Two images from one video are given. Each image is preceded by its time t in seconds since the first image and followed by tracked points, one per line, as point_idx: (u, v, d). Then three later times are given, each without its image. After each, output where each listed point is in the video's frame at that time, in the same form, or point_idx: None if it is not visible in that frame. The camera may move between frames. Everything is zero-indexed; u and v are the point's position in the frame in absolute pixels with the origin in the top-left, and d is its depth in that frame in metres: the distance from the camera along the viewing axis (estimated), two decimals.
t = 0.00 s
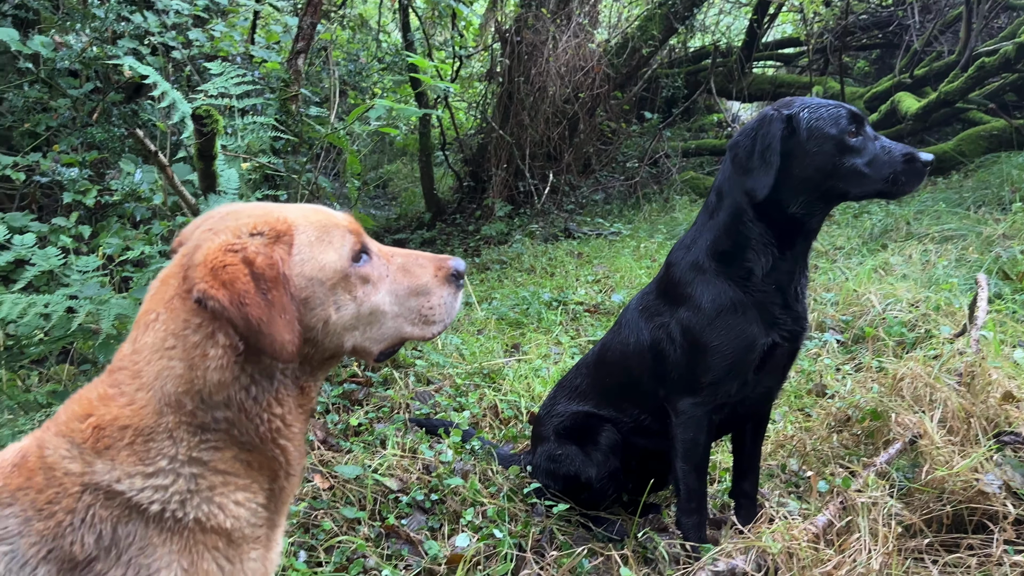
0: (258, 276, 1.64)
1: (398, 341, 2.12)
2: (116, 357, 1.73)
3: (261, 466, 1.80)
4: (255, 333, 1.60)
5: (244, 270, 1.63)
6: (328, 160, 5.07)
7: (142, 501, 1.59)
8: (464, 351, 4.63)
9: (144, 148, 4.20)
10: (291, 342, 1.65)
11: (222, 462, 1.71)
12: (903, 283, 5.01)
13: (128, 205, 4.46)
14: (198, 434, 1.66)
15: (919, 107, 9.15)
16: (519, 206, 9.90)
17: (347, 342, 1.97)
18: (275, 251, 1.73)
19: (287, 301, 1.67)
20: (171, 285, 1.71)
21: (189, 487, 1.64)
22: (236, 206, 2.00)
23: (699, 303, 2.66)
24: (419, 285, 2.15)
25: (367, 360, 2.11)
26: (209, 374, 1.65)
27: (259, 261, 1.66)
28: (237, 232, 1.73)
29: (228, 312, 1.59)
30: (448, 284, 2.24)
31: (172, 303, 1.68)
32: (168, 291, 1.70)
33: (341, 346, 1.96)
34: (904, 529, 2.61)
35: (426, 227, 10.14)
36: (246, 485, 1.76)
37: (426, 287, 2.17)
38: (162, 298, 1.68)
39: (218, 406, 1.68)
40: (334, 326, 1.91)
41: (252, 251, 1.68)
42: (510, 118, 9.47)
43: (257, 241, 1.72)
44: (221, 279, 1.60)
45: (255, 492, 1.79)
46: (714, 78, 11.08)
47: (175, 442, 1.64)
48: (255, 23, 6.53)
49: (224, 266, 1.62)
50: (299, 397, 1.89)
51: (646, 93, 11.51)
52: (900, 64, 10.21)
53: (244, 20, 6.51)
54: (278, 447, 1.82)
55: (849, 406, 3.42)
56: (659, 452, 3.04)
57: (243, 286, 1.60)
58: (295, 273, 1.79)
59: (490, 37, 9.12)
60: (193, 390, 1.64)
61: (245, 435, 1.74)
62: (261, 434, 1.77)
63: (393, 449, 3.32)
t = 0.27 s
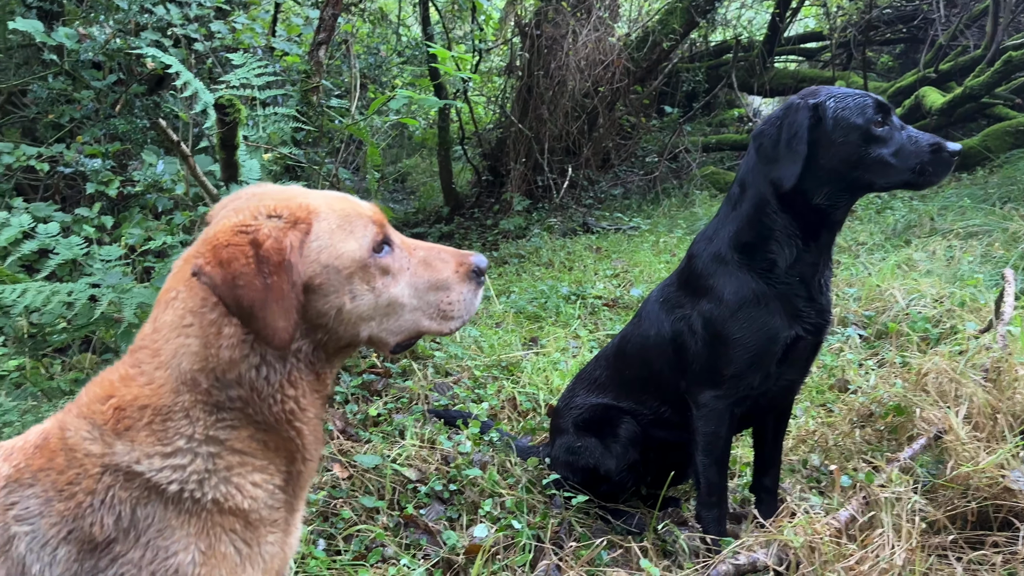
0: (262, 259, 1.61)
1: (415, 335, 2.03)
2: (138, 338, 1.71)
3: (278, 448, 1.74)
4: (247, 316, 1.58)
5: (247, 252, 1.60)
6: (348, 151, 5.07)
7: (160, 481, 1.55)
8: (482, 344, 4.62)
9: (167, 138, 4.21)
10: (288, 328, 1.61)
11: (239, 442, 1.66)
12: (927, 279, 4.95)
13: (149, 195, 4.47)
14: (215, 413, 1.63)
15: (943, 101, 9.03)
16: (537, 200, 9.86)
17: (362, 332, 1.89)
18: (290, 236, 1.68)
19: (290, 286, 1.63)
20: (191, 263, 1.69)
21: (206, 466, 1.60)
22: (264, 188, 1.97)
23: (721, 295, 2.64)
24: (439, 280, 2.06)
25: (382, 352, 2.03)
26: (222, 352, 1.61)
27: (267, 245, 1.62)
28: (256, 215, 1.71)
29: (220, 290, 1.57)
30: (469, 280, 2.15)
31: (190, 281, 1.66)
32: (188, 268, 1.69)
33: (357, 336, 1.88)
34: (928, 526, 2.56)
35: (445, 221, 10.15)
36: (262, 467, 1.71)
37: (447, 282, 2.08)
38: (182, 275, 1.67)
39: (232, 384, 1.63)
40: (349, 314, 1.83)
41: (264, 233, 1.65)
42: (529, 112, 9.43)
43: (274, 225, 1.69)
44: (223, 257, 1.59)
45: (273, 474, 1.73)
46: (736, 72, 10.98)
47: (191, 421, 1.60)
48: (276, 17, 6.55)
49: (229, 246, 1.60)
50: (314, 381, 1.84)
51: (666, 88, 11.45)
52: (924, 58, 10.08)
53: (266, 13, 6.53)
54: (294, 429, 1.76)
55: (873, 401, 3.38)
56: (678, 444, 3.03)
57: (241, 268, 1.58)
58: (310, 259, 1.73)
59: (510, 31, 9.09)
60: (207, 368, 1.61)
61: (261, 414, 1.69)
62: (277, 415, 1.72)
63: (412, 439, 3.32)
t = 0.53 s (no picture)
0: (281, 253, 1.60)
1: (436, 328, 2.03)
2: (159, 330, 1.71)
3: (298, 440, 1.75)
4: (266, 311, 1.58)
5: (267, 246, 1.60)
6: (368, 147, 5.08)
7: (182, 471, 1.56)
8: (501, 340, 4.61)
9: (189, 132, 4.24)
10: (306, 324, 1.61)
11: (260, 433, 1.66)
12: (952, 278, 4.88)
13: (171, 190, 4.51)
14: (235, 405, 1.63)
15: (968, 99, 8.88)
16: (556, 197, 9.84)
17: (382, 326, 1.89)
18: (311, 229, 1.67)
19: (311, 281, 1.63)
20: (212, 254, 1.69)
21: (227, 457, 1.60)
22: (287, 179, 1.97)
23: (743, 291, 2.61)
24: (460, 274, 2.05)
25: (402, 345, 2.02)
26: (243, 343, 1.61)
27: (287, 238, 1.62)
28: (278, 207, 1.70)
29: (240, 285, 1.58)
30: (491, 275, 2.14)
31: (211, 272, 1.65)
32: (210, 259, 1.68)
33: (376, 330, 1.88)
34: (953, 528, 2.54)
35: (463, 218, 10.15)
36: (283, 458, 1.71)
37: (468, 277, 2.07)
38: (203, 266, 1.66)
39: (253, 375, 1.63)
40: (369, 308, 1.83)
41: (284, 227, 1.64)
42: (549, 108, 9.38)
43: (295, 217, 1.68)
44: (244, 252, 1.59)
45: (294, 465, 1.74)
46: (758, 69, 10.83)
47: (212, 411, 1.60)
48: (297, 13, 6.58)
49: (248, 240, 1.60)
50: (333, 375, 1.84)
51: (687, 85, 11.38)
52: (950, 56, 9.94)
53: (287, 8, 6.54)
54: (314, 421, 1.77)
55: (896, 401, 3.34)
56: (699, 443, 3.00)
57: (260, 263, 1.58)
58: (330, 252, 1.72)
59: (530, 27, 9.04)
60: (228, 359, 1.61)
61: (281, 405, 1.69)
62: (297, 407, 1.72)
63: (430, 434, 3.33)
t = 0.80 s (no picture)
0: (316, 244, 1.58)
1: (457, 327, 2.02)
2: (182, 323, 1.70)
3: (320, 436, 1.74)
4: (302, 301, 1.57)
5: (303, 238, 1.57)
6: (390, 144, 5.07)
7: (204, 466, 1.55)
8: (522, 338, 4.59)
9: (213, 128, 4.25)
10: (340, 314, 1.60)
11: (282, 428, 1.66)
12: (982, 279, 4.79)
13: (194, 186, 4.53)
14: (257, 400, 1.62)
15: (998, 98, 8.71)
16: (577, 196, 9.80)
17: (404, 322, 1.89)
18: (340, 220, 1.65)
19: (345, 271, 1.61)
20: (236, 247, 1.67)
21: (249, 451, 1.60)
22: (312, 171, 1.96)
23: (771, 290, 2.57)
24: (483, 272, 2.04)
25: (424, 342, 2.01)
26: (266, 338, 1.60)
27: (319, 229, 1.59)
28: (305, 199, 1.68)
29: (278, 277, 1.56)
30: (513, 273, 2.12)
31: (235, 265, 1.63)
32: (233, 253, 1.66)
33: (399, 326, 1.87)
34: (984, 533, 2.48)
35: (484, 216, 10.13)
36: (305, 454, 1.70)
37: (491, 275, 2.05)
38: (226, 260, 1.65)
39: (276, 369, 1.62)
40: (392, 304, 1.82)
41: (316, 218, 1.61)
42: (570, 107, 9.34)
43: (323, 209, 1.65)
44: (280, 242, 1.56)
45: (315, 461, 1.73)
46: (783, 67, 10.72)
47: (235, 406, 1.59)
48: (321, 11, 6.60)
49: (282, 230, 1.58)
50: (356, 371, 1.82)
51: (710, 84, 11.29)
52: (979, 54, 9.77)
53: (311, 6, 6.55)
54: (336, 417, 1.76)
55: (925, 403, 3.28)
56: (723, 444, 2.96)
57: (296, 253, 1.56)
58: (358, 245, 1.70)
59: (551, 25, 9.02)
60: (251, 353, 1.60)
61: (303, 400, 1.68)
62: (319, 402, 1.71)
63: (451, 432, 3.31)
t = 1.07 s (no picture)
0: (360, 232, 1.55)
1: (473, 334, 2.00)
2: (195, 320, 1.68)
3: (334, 437, 1.71)
4: (352, 289, 1.48)
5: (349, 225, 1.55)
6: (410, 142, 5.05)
7: (216, 467, 1.52)
8: (542, 338, 4.54)
9: (234, 126, 4.24)
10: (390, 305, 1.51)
11: (295, 428, 1.62)
12: (1014, 282, 4.68)
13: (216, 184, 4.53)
14: (270, 399, 1.59)
15: None
16: (599, 196, 9.73)
17: (422, 325, 1.87)
18: (374, 211, 1.64)
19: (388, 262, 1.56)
20: (256, 240, 1.65)
21: (261, 452, 1.57)
22: (333, 167, 1.94)
23: (798, 291, 2.51)
24: (501, 278, 2.02)
25: (438, 348, 1.99)
26: (284, 335, 1.57)
27: (358, 217, 1.57)
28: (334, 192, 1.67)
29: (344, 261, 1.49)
30: (531, 282, 2.10)
31: (254, 259, 1.61)
32: (252, 246, 1.65)
33: (416, 329, 1.86)
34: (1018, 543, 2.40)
35: (505, 216, 10.10)
36: (319, 455, 1.67)
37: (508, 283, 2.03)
38: (245, 253, 1.63)
39: (290, 368, 1.59)
40: (413, 304, 1.80)
41: (351, 208, 1.60)
42: (592, 106, 9.24)
43: (354, 200, 1.64)
44: (326, 229, 1.52)
45: (329, 462, 1.70)
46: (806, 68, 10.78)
47: (247, 404, 1.57)
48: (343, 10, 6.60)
49: (325, 218, 1.54)
50: (372, 374, 1.78)
51: (734, 83, 11.17)
52: (1010, 53, 9.58)
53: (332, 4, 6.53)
54: (350, 418, 1.73)
55: (956, 408, 3.20)
56: (746, 451, 2.90)
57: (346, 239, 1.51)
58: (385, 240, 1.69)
59: (575, 23, 8.88)
60: (264, 351, 1.57)
61: (317, 400, 1.65)
62: (334, 402, 1.68)
63: (470, 433, 3.28)
